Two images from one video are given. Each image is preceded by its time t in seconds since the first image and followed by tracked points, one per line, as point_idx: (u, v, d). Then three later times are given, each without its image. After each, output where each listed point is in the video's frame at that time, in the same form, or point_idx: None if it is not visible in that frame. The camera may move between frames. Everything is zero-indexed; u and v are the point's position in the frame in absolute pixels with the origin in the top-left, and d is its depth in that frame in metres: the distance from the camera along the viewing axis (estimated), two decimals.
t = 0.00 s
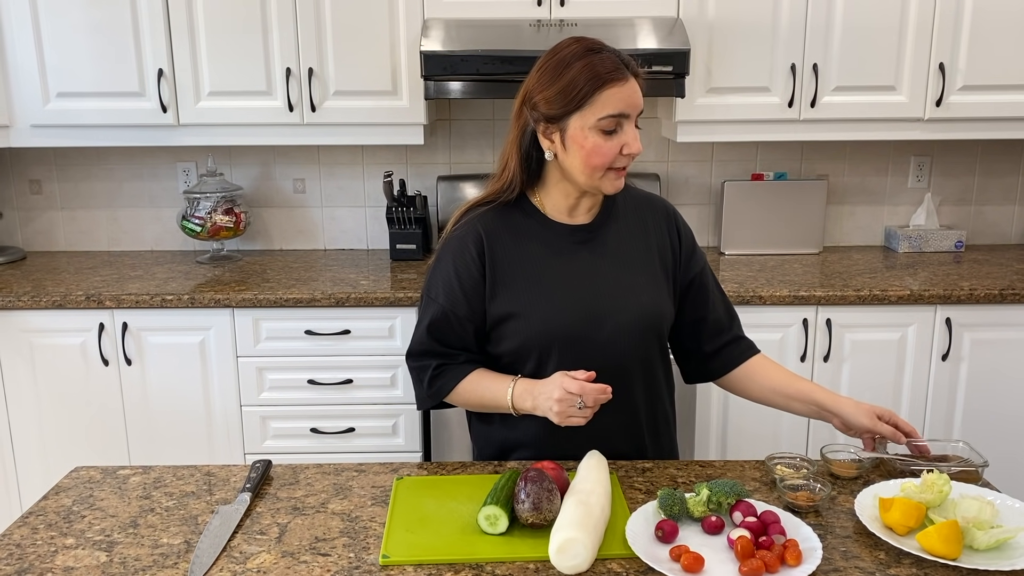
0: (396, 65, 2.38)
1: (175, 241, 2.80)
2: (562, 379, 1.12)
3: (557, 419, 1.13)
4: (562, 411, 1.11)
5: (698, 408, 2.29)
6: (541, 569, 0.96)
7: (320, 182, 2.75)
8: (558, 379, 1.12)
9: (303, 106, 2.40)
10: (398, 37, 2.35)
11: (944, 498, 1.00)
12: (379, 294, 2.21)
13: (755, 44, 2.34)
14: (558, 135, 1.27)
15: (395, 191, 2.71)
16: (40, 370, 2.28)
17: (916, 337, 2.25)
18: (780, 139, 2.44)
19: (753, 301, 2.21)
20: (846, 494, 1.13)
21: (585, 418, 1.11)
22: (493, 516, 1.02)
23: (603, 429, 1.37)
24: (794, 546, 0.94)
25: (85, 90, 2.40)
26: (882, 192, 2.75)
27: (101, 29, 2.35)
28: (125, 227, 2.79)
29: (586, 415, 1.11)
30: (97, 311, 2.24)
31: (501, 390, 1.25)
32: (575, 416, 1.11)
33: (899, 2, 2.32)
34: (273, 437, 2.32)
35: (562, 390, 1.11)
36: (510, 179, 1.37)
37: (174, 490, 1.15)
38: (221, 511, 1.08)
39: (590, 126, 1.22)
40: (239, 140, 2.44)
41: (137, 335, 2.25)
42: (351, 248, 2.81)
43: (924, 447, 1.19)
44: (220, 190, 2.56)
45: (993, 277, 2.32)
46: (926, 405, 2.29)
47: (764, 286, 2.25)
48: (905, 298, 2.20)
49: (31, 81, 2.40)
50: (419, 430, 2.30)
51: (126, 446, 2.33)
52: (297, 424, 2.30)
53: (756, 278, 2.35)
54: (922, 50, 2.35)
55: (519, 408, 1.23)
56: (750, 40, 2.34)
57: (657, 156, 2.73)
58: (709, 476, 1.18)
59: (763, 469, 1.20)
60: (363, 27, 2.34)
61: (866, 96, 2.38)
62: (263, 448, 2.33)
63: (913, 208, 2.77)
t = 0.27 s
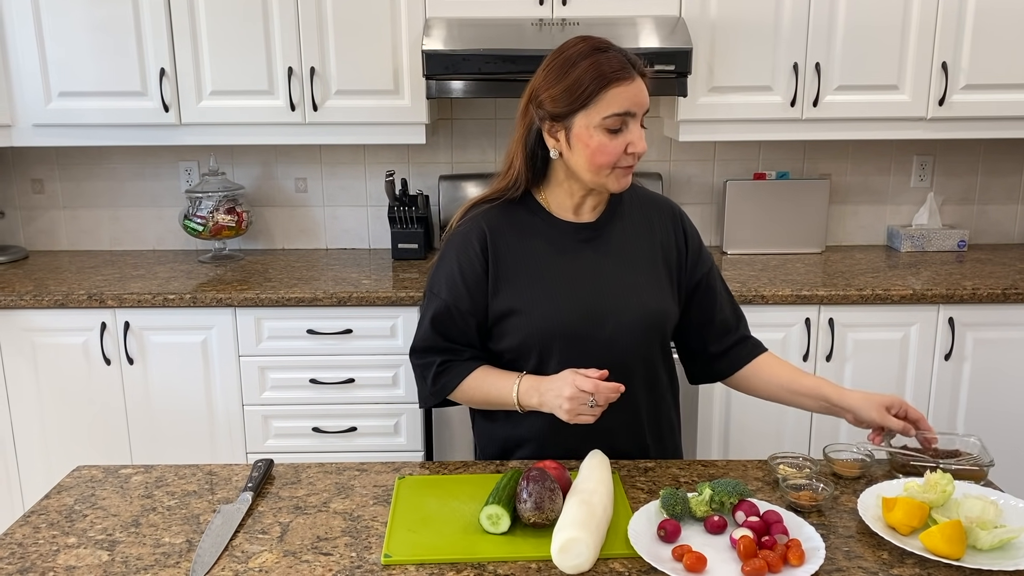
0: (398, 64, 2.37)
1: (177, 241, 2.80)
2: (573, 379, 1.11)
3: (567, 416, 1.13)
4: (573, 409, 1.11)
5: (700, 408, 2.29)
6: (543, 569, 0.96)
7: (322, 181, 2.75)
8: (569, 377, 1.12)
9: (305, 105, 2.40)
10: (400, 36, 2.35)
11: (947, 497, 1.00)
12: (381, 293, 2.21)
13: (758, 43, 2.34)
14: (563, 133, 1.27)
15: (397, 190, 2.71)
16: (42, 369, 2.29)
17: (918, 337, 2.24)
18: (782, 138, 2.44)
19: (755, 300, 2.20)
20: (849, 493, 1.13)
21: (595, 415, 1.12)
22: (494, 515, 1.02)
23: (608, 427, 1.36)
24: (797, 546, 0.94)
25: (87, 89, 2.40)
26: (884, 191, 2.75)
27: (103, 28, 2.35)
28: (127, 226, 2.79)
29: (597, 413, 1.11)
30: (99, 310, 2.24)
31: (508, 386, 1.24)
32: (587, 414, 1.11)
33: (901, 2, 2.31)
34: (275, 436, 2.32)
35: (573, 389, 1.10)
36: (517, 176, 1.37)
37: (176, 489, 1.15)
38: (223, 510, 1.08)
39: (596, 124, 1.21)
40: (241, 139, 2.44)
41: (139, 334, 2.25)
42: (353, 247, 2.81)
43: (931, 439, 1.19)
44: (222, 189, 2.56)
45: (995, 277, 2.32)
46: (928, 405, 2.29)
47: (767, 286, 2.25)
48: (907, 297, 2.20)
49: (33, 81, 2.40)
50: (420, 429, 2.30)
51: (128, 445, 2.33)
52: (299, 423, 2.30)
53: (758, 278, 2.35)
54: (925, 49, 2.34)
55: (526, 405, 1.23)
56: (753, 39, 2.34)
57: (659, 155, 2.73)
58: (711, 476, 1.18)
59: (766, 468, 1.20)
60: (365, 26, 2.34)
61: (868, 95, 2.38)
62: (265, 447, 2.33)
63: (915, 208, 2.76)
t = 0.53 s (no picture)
0: (401, 64, 2.37)
1: (179, 240, 2.80)
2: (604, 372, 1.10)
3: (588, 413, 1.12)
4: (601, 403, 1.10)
5: (702, 407, 2.29)
6: (546, 569, 0.96)
7: (324, 181, 2.75)
8: (600, 371, 1.11)
9: (308, 104, 2.40)
10: (402, 35, 2.35)
11: (950, 497, 1.00)
12: (383, 293, 2.21)
13: (760, 41, 2.33)
14: (563, 130, 1.26)
15: (399, 190, 2.71)
16: (44, 368, 2.29)
17: (921, 337, 2.24)
18: (785, 138, 2.43)
19: (758, 299, 2.20)
20: (853, 493, 1.12)
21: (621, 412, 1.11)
22: (497, 515, 1.02)
23: (611, 425, 1.36)
24: (800, 546, 0.94)
25: (90, 88, 2.40)
26: (887, 190, 2.74)
27: (105, 28, 2.35)
28: (129, 225, 2.79)
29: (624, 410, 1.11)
30: (102, 309, 2.24)
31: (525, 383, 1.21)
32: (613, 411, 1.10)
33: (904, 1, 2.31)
34: (277, 436, 2.32)
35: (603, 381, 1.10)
36: (521, 175, 1.36)
37: (178, 489, 1.15)
38: (225, 509, 1.08)
39: (595, 119, 1.21)
40: (243, 139, 2.44)
41: (141, 334, 2.25)
42: (355, 247, 2.81)
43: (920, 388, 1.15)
44: (224, 188, 2.56)
45: (998, 276, 2.31)
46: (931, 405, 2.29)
47: (769, 285, 2.24)
48: (910, 296, 2.19)
49: (36, 81, 2.40)
50: (423, 429, 2.30)
51: (131, 445, 2.34)
52: (301, 423, 2.30)
53: (761, 277, 2.35)
54: (928, 47, 2.34)
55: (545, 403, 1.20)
56: (755, 39, 2.33)
57: (662, 155, 2.73)
58: (714, 475, 1.18)
59: (768, 468, 1.20)
60: (367, 25, 2.34)
61: (871, 94, 2.38)
62: (268, 446, 2.33)
63: (918, 207, 2.76)
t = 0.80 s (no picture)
0: (401, 63, 2.37)
1: (180, 240, 2.80)
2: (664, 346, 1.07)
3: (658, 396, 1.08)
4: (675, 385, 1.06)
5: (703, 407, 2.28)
6: (545, 569, 0.96)
7: (324, 180, 2.75)
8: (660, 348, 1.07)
9: (308, 104, 2.40)
10: (403, 34, 2.35)
11: (951, 497, 1.00)
12: (384, 292, 2.21)
13: (762, 40, 2.33)
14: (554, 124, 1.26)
15: (400, 189, 2.71)
16: (45, 367, 2.29)
17: (923, 336, 2.23)
18: (787, 137, 2.43)
19: (759, 299, 2.20)
20: (853, 493, 1.12)
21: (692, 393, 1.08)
22: (496, 515, 1.02)
23: (613, 422, 1.36)
24: (800, 546, 0.94)
25: (90, 88, 2.40)
26: (888, 190, 2.74)
27: (106, 28, 2.35)
28: (130, 225, 2.79)
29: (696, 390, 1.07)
30: (102, 309, 2.24)
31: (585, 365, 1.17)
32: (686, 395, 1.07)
33: None
34: (278, 435, 2.32)
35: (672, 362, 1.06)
36: (528, 170, 1.36)
37: (178, 488, 1.15)
38: (225, 509, 1.08)
39: (578, 113, 1.21)
40: (244, 139, 2.44)
41: (142, 333, 2.25)
42: (356, 246, 2.81)
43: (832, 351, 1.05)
44: (225, 188, 2.56)
45: (1000, 276, 2.31)
46: (933, 404, 2.28)
47: (771, 285, 2.24)
48: (912, 296, 2.19)
49: (36, 81, 2.40)
50: (423, 429, 2.30)
51: (132, 445, 2.34)
52: (302, 422, 2.30)
53: (762, 276, 2.34)
54: (930, 46, 2.33)
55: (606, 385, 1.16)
56: (756, 38, 2.33)
57: (663, 154, 2.72)
58: (714, 475, 1.18)
59: (769, 468, 1.20)
60: (368, 25, 2.33)
61: (872, 93, 2.37)
62: (268, 446, 2.33)
63: (920, 206, 2.75)
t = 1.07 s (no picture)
0: (401, 62, 2.37)
1: (180, 239, 2.80)
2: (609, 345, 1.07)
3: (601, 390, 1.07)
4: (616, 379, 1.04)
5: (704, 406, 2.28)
6: (543, 569, 0.96)
7: (324, 180, 2.75)
8: (601, 343, 1.07)
9: (308, 103, 2.40)
10: (403, 34, 2.35)
11: (950, 497, 0.99)
12: (383, 292, 2.21)
13: (762, 39, 2.33)
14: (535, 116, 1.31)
15: (400, 189, 2.71)
16: (45, 367, 2.29)
17: (923, 335, 2.23)
18: (787, 136, 2.43)
19: (759, 298, 2.20)
20: (852, 492, 1.12)
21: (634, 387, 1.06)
22: (495, 514, 1.02)
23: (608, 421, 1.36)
24: (799, 546, 0.94)
25: (90, 87, 2.40)
26: (889, 189, 2.73)
27: (106, 28, 2.35)
28: (130, 225, 2.79)
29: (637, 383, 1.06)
30: (102, 309, 2.24)
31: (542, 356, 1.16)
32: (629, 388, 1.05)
33: None
34: (279, 435, 2.32)
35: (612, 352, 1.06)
36: (519, 169, 1.38)
37: (177, 488, 1.15)
38: (223, 509, 1.08)
39: (546, 98, 1.25)
40: (244, 139, 2.44)
41: (142, 333, 2.26)
42: (356, 246, 2.81)
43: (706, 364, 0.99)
44: (225, 187, 2.56)
45: (1001, 275, 2.30)
46: (933, 404, 2.28)
47: (771, 284, 2.24)
48: (912, 295, 2.19)
49: (36, 81, 2.40)
50: (423, 428, 2.30)
51: (132, 445, 2.34)
52: (302, 422, 2.30)
53: (762, 276, 2.34)
54: (930, 45, 2.33)
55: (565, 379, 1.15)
56: (757, 37, 2.32)
57: (663, 153, 2.72)
58: (714, 475, 1.17)
59: (768, 468, 1.19)
60: (367, 24, 2.33)
61: (873, 92, 2.37)
62: (268, 446, 2.33)
63: (920, 205, 2.75)
